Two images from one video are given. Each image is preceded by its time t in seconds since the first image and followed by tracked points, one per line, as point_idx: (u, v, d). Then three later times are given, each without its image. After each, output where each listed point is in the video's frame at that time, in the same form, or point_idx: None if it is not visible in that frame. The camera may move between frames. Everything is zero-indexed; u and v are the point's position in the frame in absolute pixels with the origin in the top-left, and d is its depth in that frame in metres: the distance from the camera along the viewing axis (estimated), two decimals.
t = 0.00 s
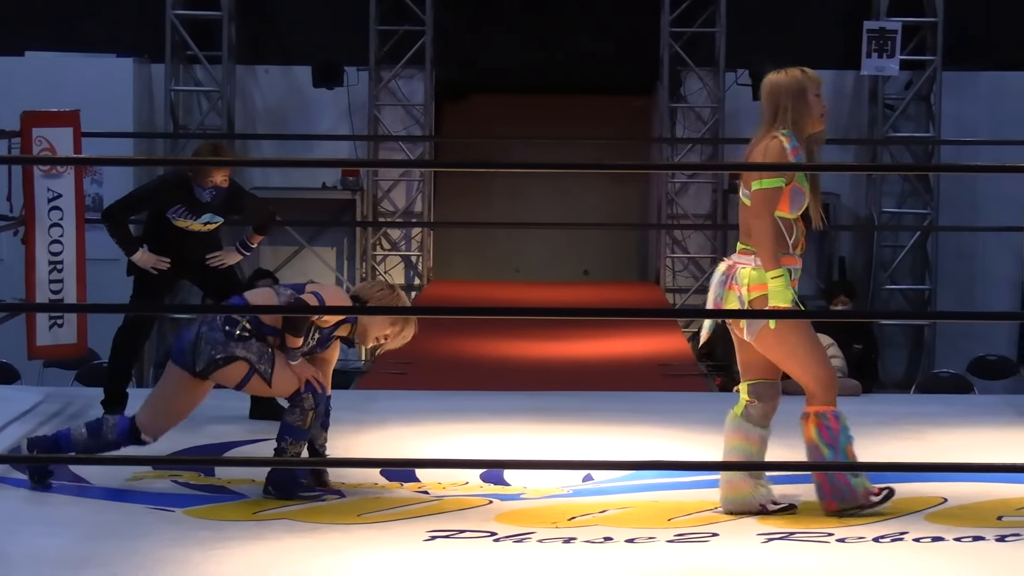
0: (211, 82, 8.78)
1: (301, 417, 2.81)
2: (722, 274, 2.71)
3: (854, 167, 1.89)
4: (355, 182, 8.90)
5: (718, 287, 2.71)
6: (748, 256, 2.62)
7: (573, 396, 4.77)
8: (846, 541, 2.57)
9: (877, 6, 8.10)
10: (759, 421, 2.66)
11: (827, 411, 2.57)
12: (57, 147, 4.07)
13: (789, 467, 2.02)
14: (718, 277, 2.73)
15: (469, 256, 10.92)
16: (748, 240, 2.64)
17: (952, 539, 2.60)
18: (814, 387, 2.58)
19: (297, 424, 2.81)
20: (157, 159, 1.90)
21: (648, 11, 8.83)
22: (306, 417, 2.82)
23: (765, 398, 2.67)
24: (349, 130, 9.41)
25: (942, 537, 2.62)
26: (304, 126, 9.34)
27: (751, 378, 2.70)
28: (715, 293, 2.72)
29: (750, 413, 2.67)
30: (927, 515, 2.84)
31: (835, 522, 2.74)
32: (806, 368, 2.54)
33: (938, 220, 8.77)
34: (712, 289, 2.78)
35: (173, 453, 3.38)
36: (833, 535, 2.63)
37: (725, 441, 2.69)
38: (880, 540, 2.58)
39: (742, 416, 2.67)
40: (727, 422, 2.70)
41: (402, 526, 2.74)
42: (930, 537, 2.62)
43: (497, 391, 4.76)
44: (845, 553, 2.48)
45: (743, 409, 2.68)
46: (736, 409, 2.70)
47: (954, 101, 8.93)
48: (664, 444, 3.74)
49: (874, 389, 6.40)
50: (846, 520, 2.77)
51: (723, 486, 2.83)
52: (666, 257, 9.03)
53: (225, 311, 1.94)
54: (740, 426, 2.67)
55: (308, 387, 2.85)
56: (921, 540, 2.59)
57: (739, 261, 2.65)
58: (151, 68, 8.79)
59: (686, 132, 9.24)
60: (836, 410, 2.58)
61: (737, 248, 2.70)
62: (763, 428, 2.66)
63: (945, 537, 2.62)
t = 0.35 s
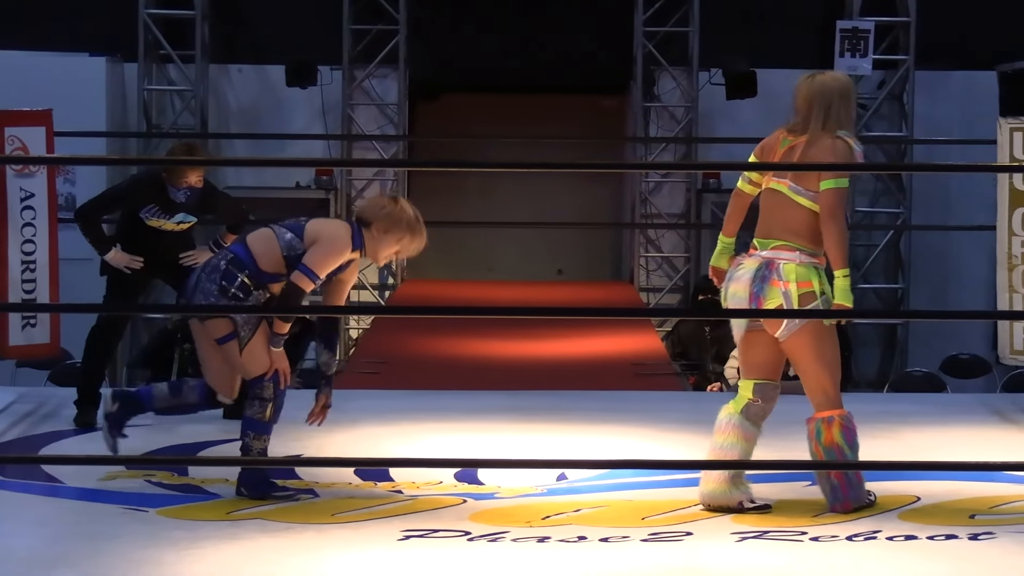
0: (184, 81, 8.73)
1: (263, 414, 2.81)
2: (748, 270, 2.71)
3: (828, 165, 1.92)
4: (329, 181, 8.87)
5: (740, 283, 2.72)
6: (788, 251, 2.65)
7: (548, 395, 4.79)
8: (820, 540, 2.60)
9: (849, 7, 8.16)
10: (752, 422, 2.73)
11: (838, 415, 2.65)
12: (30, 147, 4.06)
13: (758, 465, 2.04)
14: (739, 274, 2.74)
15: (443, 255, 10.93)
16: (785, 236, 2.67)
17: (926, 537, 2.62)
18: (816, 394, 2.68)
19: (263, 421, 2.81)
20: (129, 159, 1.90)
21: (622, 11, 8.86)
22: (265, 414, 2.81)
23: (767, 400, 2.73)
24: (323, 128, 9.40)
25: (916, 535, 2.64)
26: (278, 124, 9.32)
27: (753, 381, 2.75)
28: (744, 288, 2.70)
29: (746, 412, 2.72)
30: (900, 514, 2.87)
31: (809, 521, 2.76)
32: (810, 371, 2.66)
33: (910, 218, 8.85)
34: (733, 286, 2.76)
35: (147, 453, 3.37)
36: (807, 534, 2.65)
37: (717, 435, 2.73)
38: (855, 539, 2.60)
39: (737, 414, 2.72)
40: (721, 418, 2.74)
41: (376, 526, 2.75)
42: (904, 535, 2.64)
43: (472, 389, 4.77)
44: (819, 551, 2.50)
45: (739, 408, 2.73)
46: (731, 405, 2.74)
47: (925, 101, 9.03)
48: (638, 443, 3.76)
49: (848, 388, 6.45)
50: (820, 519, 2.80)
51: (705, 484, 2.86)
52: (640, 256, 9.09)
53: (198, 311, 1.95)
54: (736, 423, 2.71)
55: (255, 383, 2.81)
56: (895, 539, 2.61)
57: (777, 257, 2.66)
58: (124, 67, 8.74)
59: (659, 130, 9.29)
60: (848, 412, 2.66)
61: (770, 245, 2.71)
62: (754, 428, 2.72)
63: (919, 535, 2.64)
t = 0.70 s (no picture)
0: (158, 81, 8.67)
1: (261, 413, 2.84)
2: (779, 268, 2.67)
3: (802, 165, 1.95)
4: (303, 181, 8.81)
5: (764, 281, 2.69)
6: (814, 248, 2.67)
7: (525, 395, 4.80)
8: (795, 539, 2.63)
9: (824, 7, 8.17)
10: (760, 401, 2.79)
11: (837, 411, 2.68)
12: (4, 146, 4.03)
13: (729, 464, 2.07)
14: (763, 273, 2.71)
15: (420, 255, 10.93)
16: (809, 233, 2.68)
17: (902, 536, 2.65)
18: (819, 391, 2.72)
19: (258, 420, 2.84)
20: (102, 158, 1.88)
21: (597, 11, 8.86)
22: (260, 413, 2.84)
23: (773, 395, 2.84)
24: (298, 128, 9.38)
25: (890, 534, 2.67)
26: (253, 124, 9.34)
27: (762, 375, 2.83)
28: (775, 286, 2.67)
29: (755, 395, 2.80)
30: (875, 512, 2.90)
31: (783, 521, 2.79)
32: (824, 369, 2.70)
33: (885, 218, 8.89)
34: (757, 285, 2.71)
35: (121, 453, 3.36)
36: (782, 533, 2.68)
37: (723, 414, 2.82)
38: (829, 538, 2.63)
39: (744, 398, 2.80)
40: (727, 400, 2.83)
41: (351, 526, 2.76)
42: (879, 534, 2.67)
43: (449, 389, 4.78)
44: (794, 549, 2.53)
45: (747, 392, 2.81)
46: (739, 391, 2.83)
47: (901, 100, 9.05)
48: (615, 443, 3.78)
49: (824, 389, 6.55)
50: (794, 518, 2.83)
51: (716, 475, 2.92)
52: (616, 256, 9.13)
53: (172, 311, 1.95)
54: (742, 403, 2.79)
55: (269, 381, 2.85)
56: (870, 537, 2.63)
57: (808, 253, 2.67)
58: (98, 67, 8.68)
59: (635, 131, 9.34)
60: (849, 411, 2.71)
61: (791, 242, 2.71)
62: (762, 405, 2.78)
63: (894, 534, 2.67)
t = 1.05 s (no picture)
0: (137, 80, 8.64)
1: (305, 403, 2.81)
2: (778, 267, 2.68)
3: (780, 164, 1.96)
4: (283, 181, 8.79)
5: (761, 279, 2.70)
6: (804, 249, 2.71)
7: (506, 395, 4.82)
8: (774, 538, 2.65)
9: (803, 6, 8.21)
10: (738, 412, 2.76)
11: (823, 410, 2.72)
12: None
13: (706, 463, 2.09)
14: (761, 271, 2.71)
15: (401, 254, 10.94)
16: (794, 234, 2.72)
17: (879, 535, 2.68)
18: (807, 389, 2.77)
19: (301, 410, 2.82)
20: (81, 159, 1.88)
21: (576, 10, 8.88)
22: (298, 396, 2.81)
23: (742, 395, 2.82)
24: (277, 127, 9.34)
25: (869, 533, 2.70)
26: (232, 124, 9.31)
27: (730, 378, 2.81)
28: (776, 284, 2.68)
29: (727, 408, 2.77)
30: (854, 511, 2.93)
31: (762, 520, 2.82)
32: (809, 368, 2.74)
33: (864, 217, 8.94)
34: (755, 284, 2.71)
35: (100, 454, 3.35)
36: (760, 532, 2.71)
37: (707, 438, 2.79)
38: (808, 537, 2.66)
39: (719, 413, 2.78)
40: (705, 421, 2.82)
41: (331, 526, 2.76)
42: (857, 532, 2.70)
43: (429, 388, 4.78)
44: (772, 548, 2.56)
45: (721, 406, 2.79)
46: (713, 407, 2.81)
47: (880, 99, 9.11)
48: (596, 442, 3.80)
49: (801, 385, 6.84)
50: (773, 517, 2.85)
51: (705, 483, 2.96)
52: (596, 255, 9.16)
53: (150, 311, 1.95)
54: (721, 421, 2.77)
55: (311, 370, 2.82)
56: (848, 536, 2.66)
57: (802, 254, 2.70)
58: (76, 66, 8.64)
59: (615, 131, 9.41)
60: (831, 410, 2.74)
61: (780, 243, 2.73)
62: (744, 416, 2.75)
63: (872, 532, 2.70)
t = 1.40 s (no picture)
0: (121, 80, 8.60)
1: (321, 405, 2.87)
2: (762, 265, 2.71)
3: (765, 163, 1.98)
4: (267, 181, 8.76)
5: (747, 278, 2.71)
6: (779, 245, 2.77)
7: (491, 395, 4.83)
8: (758, 538, 2.67)
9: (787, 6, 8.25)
10: (717, 416, 2.79)
11: (803, 408, 2.74)
12: None
13: (690, 463, 2.11)
14: (746, 270, 2.71)
15: (385, 254, 10.94)
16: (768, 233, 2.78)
17: (862, 535, 2.70)
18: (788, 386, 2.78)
19: (325, 414, 2.87)
20: (64, 159, 1.88)
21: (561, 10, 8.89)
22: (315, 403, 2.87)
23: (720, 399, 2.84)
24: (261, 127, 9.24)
25: (854, 532, 2.72)
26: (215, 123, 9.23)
27: (707, 381, 2.82)
28: (763, 282, 2.70)
29: (703, 411, 2.81)
30: (838, 511, 2.95)
31: (746, 520, 2.84)
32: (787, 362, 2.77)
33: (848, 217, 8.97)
34: (742, 283, 2.71)
35: (83, 454, 3.34)
36: (744, 532, 2.73)
37: (689, 443, 2.82)
38: (792, 537, 2.68)
39: (697, 417, 2.81)
40: (684, 424, 2.85)
41: (315, 526, 2.77)
42: (841, 532, 2.72)
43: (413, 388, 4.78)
44: (756, 548, 2.58)
45: (701, 410, 2.81)
46: (692, 411, 2.84)
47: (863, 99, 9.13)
48: (580, 442, 3.82)
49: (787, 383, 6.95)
50: (758, 517, 2.88)
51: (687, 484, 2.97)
52: (580, 256, 9.17)
53: (134, 312, 1.95)
54: (701, 427, 2.80)
55: (320, 372, 2.88)
56: (832, 536, 2.69)
57: (780, 249, 2.75)
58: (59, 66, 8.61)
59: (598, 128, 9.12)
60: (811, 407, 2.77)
61: (756, 242, 2.76)
62: (719, 420, 2.79)
63: (855, 532, 2.72)
